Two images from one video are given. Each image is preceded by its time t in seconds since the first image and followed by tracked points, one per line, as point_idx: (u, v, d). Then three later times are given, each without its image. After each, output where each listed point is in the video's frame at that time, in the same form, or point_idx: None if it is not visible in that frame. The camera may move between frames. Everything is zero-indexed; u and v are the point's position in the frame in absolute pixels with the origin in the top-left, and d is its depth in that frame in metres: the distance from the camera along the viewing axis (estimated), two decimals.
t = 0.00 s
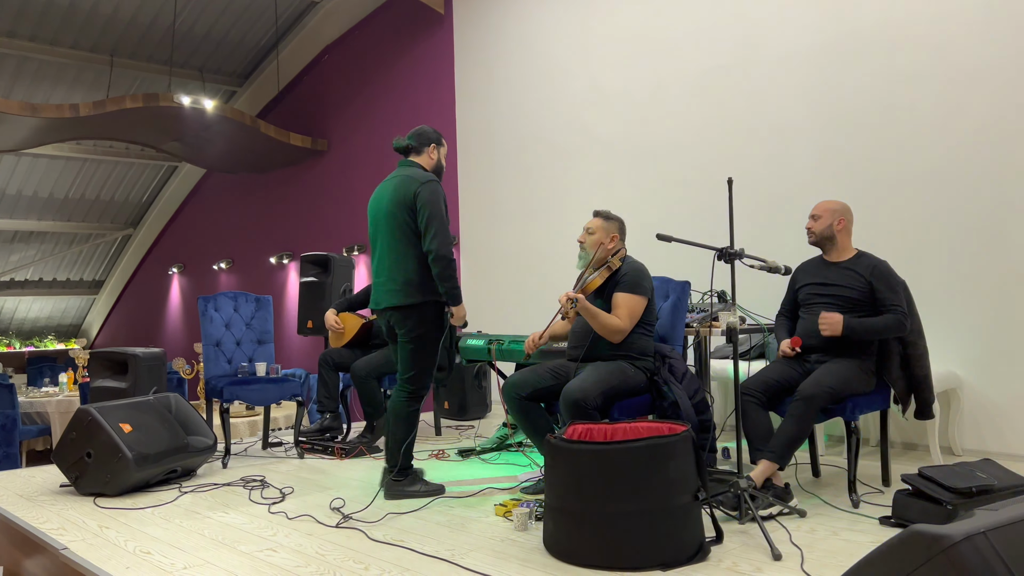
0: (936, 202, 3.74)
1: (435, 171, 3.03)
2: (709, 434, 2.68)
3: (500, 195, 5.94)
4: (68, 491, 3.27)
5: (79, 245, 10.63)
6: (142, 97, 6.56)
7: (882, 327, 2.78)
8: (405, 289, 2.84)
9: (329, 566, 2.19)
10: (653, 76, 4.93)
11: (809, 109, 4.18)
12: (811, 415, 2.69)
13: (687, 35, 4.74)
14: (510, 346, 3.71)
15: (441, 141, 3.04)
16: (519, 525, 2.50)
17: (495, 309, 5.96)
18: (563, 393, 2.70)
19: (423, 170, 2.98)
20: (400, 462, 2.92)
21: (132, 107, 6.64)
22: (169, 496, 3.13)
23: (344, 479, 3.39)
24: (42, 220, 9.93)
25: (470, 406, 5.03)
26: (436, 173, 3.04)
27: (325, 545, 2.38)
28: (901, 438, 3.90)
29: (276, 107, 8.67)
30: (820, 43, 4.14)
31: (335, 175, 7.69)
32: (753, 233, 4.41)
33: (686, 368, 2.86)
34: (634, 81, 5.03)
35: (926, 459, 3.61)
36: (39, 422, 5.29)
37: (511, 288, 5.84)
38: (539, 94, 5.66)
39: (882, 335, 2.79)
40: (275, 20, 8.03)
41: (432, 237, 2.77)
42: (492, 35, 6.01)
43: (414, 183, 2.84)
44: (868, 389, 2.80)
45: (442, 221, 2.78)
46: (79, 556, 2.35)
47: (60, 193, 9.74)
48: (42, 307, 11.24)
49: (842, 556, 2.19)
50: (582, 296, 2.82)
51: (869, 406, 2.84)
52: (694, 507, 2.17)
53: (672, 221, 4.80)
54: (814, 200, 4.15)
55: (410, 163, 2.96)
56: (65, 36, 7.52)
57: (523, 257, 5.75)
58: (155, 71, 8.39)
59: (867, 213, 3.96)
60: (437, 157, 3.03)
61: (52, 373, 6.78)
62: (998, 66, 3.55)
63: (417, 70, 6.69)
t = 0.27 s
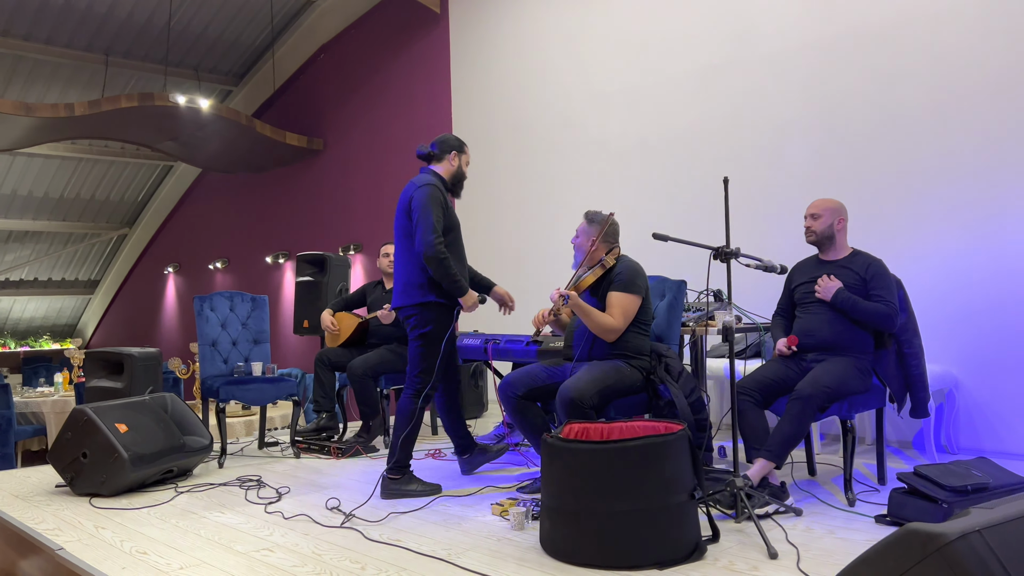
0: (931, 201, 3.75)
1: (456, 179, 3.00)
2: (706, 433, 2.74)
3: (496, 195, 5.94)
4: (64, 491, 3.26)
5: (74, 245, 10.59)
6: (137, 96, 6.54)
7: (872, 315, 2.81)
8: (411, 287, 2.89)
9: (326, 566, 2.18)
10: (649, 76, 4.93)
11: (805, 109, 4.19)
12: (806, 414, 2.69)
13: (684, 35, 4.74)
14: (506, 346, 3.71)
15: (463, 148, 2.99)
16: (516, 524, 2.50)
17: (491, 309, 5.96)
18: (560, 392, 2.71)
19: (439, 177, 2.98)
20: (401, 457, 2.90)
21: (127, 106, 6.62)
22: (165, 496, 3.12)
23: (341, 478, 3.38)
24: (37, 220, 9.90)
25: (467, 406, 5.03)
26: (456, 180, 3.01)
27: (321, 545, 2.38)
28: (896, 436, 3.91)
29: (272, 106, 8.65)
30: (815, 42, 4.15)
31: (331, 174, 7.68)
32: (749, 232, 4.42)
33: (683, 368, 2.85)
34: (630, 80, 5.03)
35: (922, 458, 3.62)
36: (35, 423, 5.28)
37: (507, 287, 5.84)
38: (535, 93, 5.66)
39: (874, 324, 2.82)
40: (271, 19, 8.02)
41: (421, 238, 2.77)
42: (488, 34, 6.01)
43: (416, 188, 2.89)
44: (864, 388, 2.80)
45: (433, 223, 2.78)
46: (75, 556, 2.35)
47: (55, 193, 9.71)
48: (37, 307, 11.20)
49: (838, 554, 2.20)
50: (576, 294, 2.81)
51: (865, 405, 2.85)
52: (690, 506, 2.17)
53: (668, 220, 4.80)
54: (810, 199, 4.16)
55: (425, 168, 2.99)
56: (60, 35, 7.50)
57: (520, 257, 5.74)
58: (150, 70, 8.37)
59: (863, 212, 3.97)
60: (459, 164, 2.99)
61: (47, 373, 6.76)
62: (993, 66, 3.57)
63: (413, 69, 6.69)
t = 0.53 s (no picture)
0: (925, 201, 3.77)
1: (481, 186, 3.09)
2: (701, 433, 2.74)
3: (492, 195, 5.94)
4: (59, 492, 3.25)
5: (69, 245, 10.56)
6: (132, 96, 6.53)
7: (866, 317, 2.83)
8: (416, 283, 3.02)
9: (322, 566, 2.18)
10: (645, 76, 4.94)
11: (800, 109, 4.20)
12: (801, 413, 2.70)
13: (679, 35, 4.75)
14: (502, 345, 3.71)
15: (493, 156, 3.06)
16: (512, 524, 2.50)
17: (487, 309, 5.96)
18: (556, 392, 2.71)
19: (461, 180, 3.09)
20: (405, 447, 2.99)
21: (123, 106, 6.61)
22: (161, 497, 3.11)
23: (337, 478, 3.38)
24: (31, 220, 9.87)
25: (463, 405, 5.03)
26: (480, 186, 3.09)
27: (318, 545, 2.38)
28: (891, 435, 3.92)
29: (268, 106, 8.64)
30: (810, 42, 4.16)
31: (327, 174, 7.68)
32: (745, 232, 4.43)
33: (678, 367, 2.86)
34: (626, 80, 5.04)
35: (916, 456, 3.64)
36: (30, 423, 5.26)
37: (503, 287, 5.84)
38: (531, 93, 5.66)
39: (869, 325, 2.83)
40: (266, 19, 8.01)
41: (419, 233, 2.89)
42: (484, 34, 6.01)
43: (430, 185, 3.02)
44: (859, 387, 2.81)
45: (434, 219, 2.88)
46: (70, 557, 2.34)
47: (50, 193, 9.68)
48: (32, 307, 11.17)
49: (833, 553, 2.21)
50: (571, 296, 2.81)
51: (859, 404, 2.85)
52: (686, 505, 2.17)
53: (664, 220, 4.81)
54: (805, 199, 4.17)
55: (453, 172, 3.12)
56: (55, 35, 7.48)
57: (516, 256, 5.75)
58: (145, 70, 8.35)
59: (858, 212, 3.99)
60: (487, 172, 3.07)
61: (42, 373, 6.74)
62: (986, 66, 3.58)
63: (409, 69, 6.69)
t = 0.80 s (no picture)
0: (921, 201, 3.78)
1: (499, 189, 3.12)
2: (698, 431, 2.75)
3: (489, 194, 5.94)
4: (55, 493, 3.24)
5: (64, 246, 10.54)
6: (127, 96, 6.51)
7: (863, 316, 2.85)
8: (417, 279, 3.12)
9: (319, 566, 2.18)
10: (641, 75, 4.94)
11: (796, 109, 4.21)
12: (797, 412, 2.71)
13: (676, 34, 4.75)
14: (498, 345, 3.72)
15: (514, 163, 3.07)
16: (509, 524, 2.50)
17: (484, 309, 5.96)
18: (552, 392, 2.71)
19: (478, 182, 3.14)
20: (422, 445, 3.11)
21: (118, 106, 6.59)
22: (157, 497, 3.11)
23: (333, 478, 3.38)
24: (26, 220, 9.84)
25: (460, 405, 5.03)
26: (495, 189, 3.12)
27: (315, 545, 2.38)
28: (886, 434, 3.93)
29: (263, 106, 8.63)
30: (806, 42, 4.17)
31: (323, 174, 7.66)
32: (740, 232, 4.43)
33: (674, 366, 2.87)
34: (622, 80, 5.04)
35: (911, 455, 3.65)
36: (25, 424, 5.25)
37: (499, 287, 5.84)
38: (527, 93, 5.66)
39: (865, 324, 2.85)
40: (262, 18, 7.99)
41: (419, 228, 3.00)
42: (479, 34, 6.01)
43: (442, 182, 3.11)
44: (854, 386, 2.82)
45: (434, 216, 2.98)
46: (67, 558, 2.34)
47: (45, 193, 9.65)
48: (27, 308, 11.14)
49: (829, 552, 2.21)
50: (569, 295, 2.85)
51: (856, 403, 2.86)
52: (682, 504, 2.18)
53: (660, 219, 4.81)
54: (801, 199, 4.18)
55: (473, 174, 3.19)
56: (50, 34, 7.45)
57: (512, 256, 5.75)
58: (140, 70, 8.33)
59: (853, 211, 4.00)
60: (507, 177, 3.08)
61: (37, 374, 6.72)
62: (981, 67, 3.59)
63: (405, 69, 6.68)
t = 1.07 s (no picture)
0: (916, 200, 3.79)
1: (500, 191, 3.11)
2: (693, 431, 2.75)
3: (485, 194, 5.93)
4: (50, 494, 3.24)
5: (60, 246, 10.51)
6: (123, 96, 6.50)
7: (859, 315, 2.84)
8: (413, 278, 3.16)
9: (315, 567, 2.18)
10: (637, 75, 4.94)
11: (791, 108, 4.22)
12: (793, 412, 2.71)
13: (672, 33, 4.75)
14: (495, 345, 3.72)
15: (515, 165, 3.04)
16: (505, 523, 2.51)
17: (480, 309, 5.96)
18: (548, 392, 2.72)
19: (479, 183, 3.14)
20: (414, 441, 3.22)
21: (113, 107, 6.58)
22: (153, 498, 3.10)
23: (329, 479, 3.38)
24: (21, 221, 9.81)
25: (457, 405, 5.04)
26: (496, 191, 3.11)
27: (310, 545, 2.38)
28: (882, 433, 3.94)
29: (259, 106, 8.61)
30: (801, 42, 4.18)
31: (319, 174, 7.65)
32: (736, 231, 4.44)
33: (670, 366, 2.88)
34: (618, 80, 5.04)
35: (907, 454, 3.66)
36: (20, 425, 5.23)
37: (496, 287, 5.84)
38: (523, 93, 5.66)
39: (859, 323, 2.85)
40: (257, 18, 7.98)
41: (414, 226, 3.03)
42: (475, 34, 6.01)
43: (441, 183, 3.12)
44: (849, 385, 2.84)
45: (428, 214, 3.01)
46: (62, 559, 2.33)
47: (40, 194, 9.63)
48: (22, 308, 11.11)
49: (824, 551, 2.22)
50: (563, 296, 2.81)
51: (851, 402, 2.88)
52: (678, 503, 2.18)
53: (656, 219, 4.81)
54: (796, 199, 4.19)
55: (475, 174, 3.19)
56: (44, 35, 7.44)
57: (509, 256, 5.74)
58: (135, 70, 8.31)
59: (848, 211, 4.01)
60: (507, 179, 3.06)
61: (33, 375, 6.71)
62: (975, 66, 3.61)
63: (401, 69, 6.67)
